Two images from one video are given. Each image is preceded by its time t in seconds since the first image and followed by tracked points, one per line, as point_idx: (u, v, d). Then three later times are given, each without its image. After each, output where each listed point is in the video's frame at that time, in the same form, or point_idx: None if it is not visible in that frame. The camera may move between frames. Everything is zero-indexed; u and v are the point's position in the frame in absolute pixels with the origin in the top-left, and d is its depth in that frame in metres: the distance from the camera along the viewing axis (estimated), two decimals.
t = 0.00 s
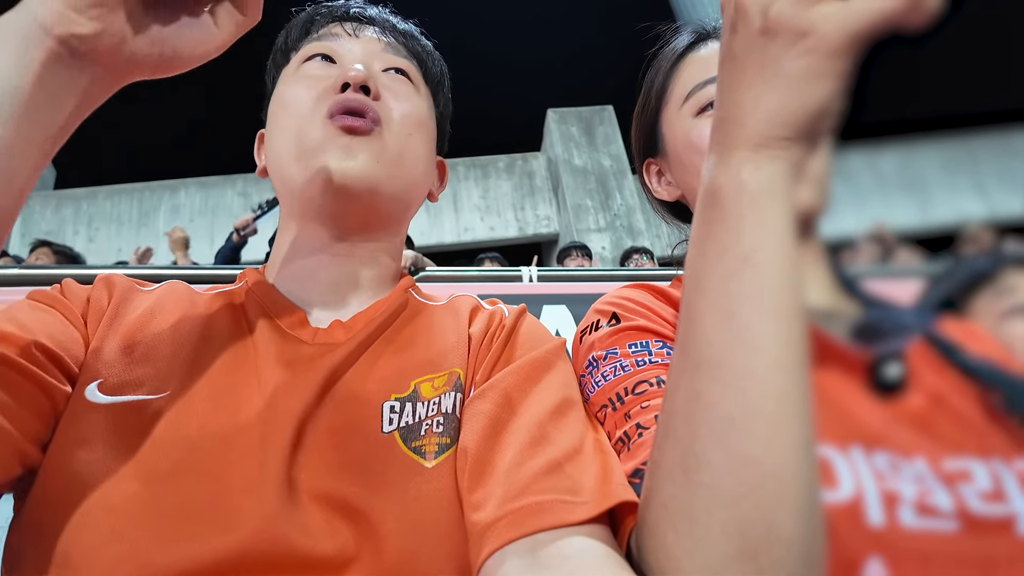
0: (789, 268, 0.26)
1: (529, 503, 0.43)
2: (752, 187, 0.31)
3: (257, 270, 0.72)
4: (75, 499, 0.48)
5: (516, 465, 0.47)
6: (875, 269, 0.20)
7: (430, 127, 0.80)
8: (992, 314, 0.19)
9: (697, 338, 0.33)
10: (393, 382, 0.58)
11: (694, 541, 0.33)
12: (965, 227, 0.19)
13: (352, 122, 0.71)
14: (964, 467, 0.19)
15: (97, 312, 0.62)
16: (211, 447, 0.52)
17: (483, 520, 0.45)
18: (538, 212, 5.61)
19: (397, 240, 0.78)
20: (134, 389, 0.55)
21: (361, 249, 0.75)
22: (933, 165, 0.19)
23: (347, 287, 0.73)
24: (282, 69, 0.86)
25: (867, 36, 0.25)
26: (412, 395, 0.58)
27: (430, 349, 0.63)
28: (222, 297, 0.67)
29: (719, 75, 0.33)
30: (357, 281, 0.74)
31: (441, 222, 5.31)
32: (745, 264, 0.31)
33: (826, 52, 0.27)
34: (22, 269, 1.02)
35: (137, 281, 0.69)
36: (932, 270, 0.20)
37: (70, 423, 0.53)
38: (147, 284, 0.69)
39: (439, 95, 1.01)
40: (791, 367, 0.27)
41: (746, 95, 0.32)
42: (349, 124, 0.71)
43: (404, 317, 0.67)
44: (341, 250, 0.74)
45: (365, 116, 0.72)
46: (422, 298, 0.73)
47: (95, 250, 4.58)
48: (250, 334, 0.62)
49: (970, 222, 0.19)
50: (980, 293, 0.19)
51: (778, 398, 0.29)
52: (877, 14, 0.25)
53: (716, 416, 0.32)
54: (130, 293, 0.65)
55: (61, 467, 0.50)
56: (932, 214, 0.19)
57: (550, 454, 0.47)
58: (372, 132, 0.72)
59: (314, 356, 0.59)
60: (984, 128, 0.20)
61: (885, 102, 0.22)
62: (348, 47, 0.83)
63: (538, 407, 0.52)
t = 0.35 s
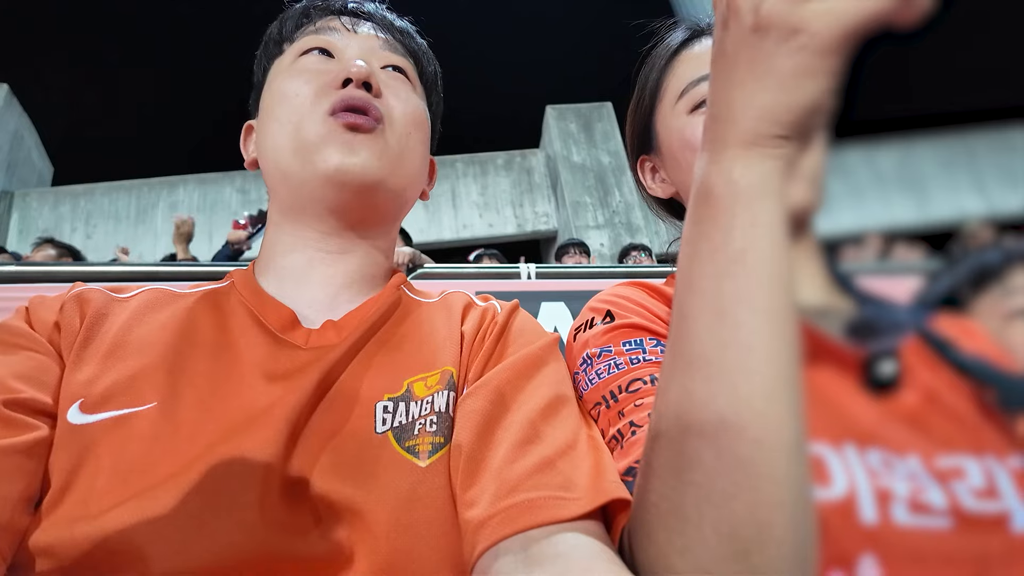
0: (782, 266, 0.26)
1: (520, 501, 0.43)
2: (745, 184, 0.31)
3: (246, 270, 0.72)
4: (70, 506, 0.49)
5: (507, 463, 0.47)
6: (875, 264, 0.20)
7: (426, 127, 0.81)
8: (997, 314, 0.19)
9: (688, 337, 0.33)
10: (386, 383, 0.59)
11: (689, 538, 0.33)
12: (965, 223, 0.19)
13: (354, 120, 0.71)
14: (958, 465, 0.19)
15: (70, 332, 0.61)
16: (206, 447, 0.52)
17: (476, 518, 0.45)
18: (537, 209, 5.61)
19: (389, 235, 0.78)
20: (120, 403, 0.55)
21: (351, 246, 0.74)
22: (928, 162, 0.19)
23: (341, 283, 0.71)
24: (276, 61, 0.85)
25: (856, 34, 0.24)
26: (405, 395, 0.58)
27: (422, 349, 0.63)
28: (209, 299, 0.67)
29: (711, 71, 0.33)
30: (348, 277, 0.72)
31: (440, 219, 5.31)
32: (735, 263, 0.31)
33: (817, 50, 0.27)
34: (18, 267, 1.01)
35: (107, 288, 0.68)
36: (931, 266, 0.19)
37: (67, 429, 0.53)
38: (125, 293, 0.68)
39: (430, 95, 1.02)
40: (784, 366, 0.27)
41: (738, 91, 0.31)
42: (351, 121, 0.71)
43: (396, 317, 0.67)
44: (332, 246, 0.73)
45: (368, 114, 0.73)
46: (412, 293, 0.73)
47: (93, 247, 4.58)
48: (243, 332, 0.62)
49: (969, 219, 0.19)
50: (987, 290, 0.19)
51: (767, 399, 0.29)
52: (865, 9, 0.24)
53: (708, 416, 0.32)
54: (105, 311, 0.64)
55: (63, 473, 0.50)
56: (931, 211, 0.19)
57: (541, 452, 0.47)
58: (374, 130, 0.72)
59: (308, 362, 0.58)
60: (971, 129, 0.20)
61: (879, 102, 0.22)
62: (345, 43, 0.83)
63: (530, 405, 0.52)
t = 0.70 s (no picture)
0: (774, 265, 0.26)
1: (509, 501, 0.43)
2: (737, 183, 0.30)
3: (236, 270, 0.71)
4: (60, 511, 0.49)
5: (496, 464, 0.47)
6: (875, 260, 0.19)
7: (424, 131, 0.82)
8: (999, 314, 0.18)
9: (681, 336, 0.33)
10: (376, 384, 0.59)
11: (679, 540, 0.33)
12: (964, 219, 0.19)
13: (357, 121, 0.72)
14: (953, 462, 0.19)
15: (57, 342, 0.60)
16: (197, 451, 0.52)
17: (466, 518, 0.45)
18: (536, 206, 5.60)
19: (383, 235, 0.77)
20: (107, 410, 0.54)
21: (344, 245, 0.73)
22: (926, 159, 0.19)
23: (333, 282, 0.71)
24: (273, 58, 0.85)
25: (845, 32, 0.25)
26: (396, 396, 0.58)
27: (415, 350, 0.63)
28: (198, 297, 0.67)
29: (702, 69, 0.33)
30: (342, 276, 0.72)
31: (438, 217, 5.31)
32: (728, 262, 0.31)
33: (809, 47, 0.27)
34: (14, 267, 1.01)
35: (96, 289, 0.68)
36: (933, 262, 0.19)
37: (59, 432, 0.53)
38: (113, 292, 0.68)
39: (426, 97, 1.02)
40: (777, 366, 0.27)
41: (727, 90, 0.31)
42: (354, 123, 0.71)
43: (388, 318, 0.67)
44: (326, 245, 0.73)
45: (370, 116, 0.73)
46: (406, 295, 0.73)
47: (91, 246, 4.58)
48: (232, 333, 0.62)
49: (969, 215, 0.19)
50: (991, 289, 0.19)
51: (762, 396, 0.29)
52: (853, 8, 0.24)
53: (700, 417, 0.31)
54: (93, 318, 0.63)
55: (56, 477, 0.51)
56: (930, 208, 0.19)
57: (531, 452, 0.47)
58: (376, 132, 0.72)
59: (298, 366, 0.58)
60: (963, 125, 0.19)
61: (874, 100, 0.22)
62: (346, 43, 0.84)
63: (520, 405, 0.52)
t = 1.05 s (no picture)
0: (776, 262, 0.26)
1: (510, 492, 0.44)
2: (738, 181, 0.31)
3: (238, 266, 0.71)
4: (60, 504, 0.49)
5: (497, 456, 0.47)
6: (872, 259, 0.19)
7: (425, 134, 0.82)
8: (1001, 312, 0.18)
9: (682, 332, 0.33)
10: (378, 377, 0.59)
11: (680, 535, 0.33)
12: (962, 218, 0.19)
13: (360, 124, 0.72)
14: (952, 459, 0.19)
15: (59, 331, 0.61)
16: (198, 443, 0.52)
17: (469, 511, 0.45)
18: (535, 205, 5.60)
19: (383, 235, 0.77)
20: (109, 398, 0.55)
21: (342, 245, 0.73)
22: (924, 157, 0.19)
23: (334, 279, 0.71)
24: (277, 56, 0.86)
25: (846, 31, 0.25)
26: (396, 388, 0.58)
27: (416, 343, 0.63)
28: (199, 294, 0.66)
29: (704, 67, 0.33)
30: (340, 275, 0.72)
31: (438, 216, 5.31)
32: (729, 259, 0.31)
33: (808, 45, 0.27)
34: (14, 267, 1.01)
35: (99, 284, 0.68)
36: (931, 261, 0.19)
37: (64, 420, 0.53)
38: (116, 288, 0.68)
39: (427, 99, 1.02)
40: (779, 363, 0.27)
41: (731, 88, 0.31)
42: (357, 126, 0.72)
43: (387, 312, 0.67)
44: (325, 243, 0.73)
45: (373, 119, 0.74)
46: (405, 290, 0.73)
47: (91, 246, 4.57)
48: (233, 326, 0.62)
49: (966, 213, 0.19)
50: (993, 287, 0.18)
51: (762, 392, 0.29)
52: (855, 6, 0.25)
53: (702, 413, 0.32)
54: (94, 309, 0.64)
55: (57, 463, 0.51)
56: (930, 205, 0.19)
57: (532, 445, 0.47)
58: (379, 135, 0.73)
59: (297, 357, 0.59)
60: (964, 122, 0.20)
61: (875, 98, 0.22)
62: (351, 43, 0.84)
63: (521, 398, 0.52)
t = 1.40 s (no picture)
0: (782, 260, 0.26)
1: (520, 486, 0.44)
2: (743, 180, 0.31)
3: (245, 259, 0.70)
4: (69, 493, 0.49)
5: (505, 450, 0.47)
6: (872, 258, 0.19)
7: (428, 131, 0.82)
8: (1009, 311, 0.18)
9: (688, 330, 0.33)
10: (384, 367, 0.58)
11: (685, 532, 0.33)
12: (962, 219, 0.19)
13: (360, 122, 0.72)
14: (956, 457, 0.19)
15: (89, 293, 0.63)
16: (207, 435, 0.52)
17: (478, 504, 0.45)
18: (536, 205, 5.61)
19: (383, 231, 0.78)
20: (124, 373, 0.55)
21: (344, 238, 0.73)
22: (926, 156, 0.19)
23: (338, 272, 0.72)
24: (279, 49, 0.85)
25: (854, 28, 0.25)
26: (403, 380, 0.58)
27: (422, 336, 0.63)
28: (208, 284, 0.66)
29: (709, 64, 0.33)
30: (344, 269, 0.72)
31: (439, 216, 5.31)
32: (735, 257, 0.31)
33: (814, 43, 0.27)
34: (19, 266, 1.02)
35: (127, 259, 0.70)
36: (932, 260, 0.19)
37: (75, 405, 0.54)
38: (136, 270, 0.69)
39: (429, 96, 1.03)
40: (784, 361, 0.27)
41: (736, 85, 0.31)
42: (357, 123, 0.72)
43: (390, 308, 0.66)
44: (326, 237, 0.73)
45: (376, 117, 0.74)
46: (409, 284, 0.73)
47: (92, 245, 4.58)
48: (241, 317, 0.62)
49: (966, 214, 0.19)
50: (999, 286, 0.18)
51: (767, 391, 0.29)
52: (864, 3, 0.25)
53: (706, 411, 0.32)
54: (118, 282, 0.65)
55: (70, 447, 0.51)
56: (930, 205, 0.19)
57: (539, 439, 0.47)
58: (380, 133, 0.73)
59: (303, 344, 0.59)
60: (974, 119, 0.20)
61: (878, 97, 0.22)
62: (354, 39, 0.84)
63: (529, 391, 0.52)
